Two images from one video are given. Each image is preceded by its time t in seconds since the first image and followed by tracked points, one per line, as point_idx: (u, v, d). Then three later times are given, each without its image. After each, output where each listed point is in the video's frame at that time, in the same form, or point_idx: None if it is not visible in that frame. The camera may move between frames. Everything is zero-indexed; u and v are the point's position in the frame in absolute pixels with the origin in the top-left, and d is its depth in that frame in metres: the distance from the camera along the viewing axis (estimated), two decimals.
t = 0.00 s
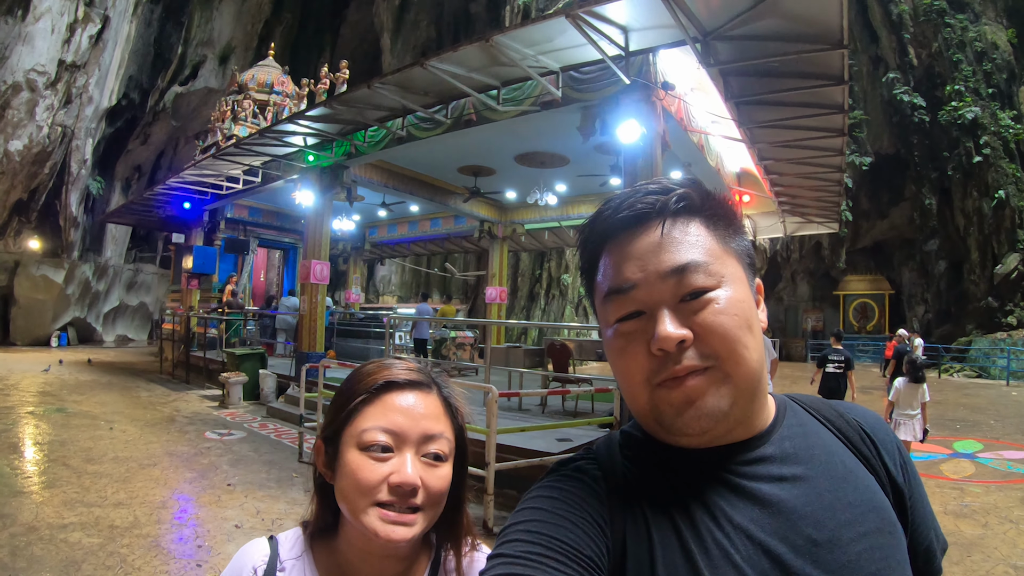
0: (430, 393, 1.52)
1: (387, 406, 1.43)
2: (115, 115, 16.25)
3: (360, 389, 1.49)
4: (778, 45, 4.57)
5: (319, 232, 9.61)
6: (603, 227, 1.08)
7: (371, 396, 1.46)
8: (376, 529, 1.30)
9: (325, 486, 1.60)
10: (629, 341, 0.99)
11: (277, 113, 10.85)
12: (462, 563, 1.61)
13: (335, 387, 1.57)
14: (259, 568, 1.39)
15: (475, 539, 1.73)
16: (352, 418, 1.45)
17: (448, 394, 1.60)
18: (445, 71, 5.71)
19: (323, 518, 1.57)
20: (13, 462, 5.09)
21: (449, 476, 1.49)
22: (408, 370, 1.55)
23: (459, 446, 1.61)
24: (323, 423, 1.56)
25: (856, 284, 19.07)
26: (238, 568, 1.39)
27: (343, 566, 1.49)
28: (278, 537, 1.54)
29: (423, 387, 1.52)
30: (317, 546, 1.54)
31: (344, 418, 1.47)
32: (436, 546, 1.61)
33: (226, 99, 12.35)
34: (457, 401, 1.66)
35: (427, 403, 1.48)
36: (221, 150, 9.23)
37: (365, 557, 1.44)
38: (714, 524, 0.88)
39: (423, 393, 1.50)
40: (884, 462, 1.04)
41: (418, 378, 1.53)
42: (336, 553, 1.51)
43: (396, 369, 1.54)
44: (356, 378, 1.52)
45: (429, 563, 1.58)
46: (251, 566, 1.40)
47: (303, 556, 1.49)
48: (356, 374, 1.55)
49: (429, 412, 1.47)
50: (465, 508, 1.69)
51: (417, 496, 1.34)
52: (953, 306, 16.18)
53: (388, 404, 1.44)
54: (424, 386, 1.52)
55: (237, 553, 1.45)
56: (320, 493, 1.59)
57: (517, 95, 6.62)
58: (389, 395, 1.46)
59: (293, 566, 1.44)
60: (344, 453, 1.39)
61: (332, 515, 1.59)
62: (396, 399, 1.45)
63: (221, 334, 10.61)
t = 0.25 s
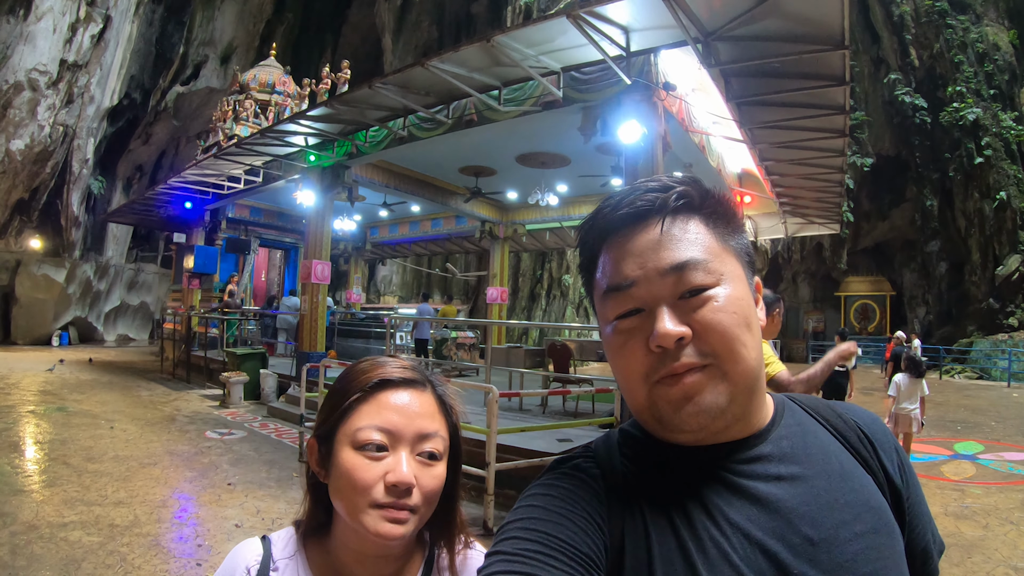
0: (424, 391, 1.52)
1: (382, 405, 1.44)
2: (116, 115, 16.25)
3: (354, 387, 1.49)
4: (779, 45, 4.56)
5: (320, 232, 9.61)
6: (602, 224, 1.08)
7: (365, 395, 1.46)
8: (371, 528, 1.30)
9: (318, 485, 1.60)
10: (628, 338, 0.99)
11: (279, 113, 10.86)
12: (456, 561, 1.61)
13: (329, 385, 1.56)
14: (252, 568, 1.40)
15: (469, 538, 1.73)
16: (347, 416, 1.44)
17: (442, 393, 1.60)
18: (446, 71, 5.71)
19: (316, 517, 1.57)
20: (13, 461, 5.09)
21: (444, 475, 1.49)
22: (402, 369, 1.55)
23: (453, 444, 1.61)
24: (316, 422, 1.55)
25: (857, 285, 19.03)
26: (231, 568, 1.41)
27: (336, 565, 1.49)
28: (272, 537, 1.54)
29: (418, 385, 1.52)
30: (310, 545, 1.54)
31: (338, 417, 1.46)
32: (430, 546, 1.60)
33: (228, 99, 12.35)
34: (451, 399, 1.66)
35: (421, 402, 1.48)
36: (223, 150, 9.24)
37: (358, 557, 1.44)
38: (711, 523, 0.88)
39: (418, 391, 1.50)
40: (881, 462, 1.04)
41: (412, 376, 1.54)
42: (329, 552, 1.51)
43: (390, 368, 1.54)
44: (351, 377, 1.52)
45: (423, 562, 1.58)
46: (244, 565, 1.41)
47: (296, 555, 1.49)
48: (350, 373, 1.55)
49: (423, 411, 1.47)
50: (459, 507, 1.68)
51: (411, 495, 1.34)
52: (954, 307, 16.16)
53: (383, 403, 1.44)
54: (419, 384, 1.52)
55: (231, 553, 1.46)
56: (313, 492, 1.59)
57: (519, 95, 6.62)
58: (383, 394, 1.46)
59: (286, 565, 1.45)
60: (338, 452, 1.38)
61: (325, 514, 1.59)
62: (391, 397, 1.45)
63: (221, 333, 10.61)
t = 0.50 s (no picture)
0: (422, 392, 1.52)
1: (379, 407, 1.43)
2: (117, 115, 16.24)
3: (352, 389, 1.49)
4: (780, 46, 4.56)
5: (320, 232, 9.61)
6: (602, 225, 1.08)
7: (363, 396, 1.46)
8: (367, 531, 1.30)
9: (317, 487, 1.59)
10: (626, 340, 0.98)
11: (279, 113, 10.86)
12: (454, 564, 1.61)
13: (326, 387, 1.56)
14: (249, 570, 1.39)
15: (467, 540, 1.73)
16: (344, 418, 1.44)
17: (440, 395, 1.60)
18: (447, 71, 5.71)
19: (314, 519, 1.58)
20: (13, 461, 5.09)
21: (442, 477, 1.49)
22: (400, 370, 1.55)
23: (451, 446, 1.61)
24: (314, 424, 1.55)
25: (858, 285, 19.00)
26: (228, 570, 1.40)
27: (334, 568, 1.49)
28: (269, 539, 1.54)
29: (416, 387, 1.52)
30: (307, 548, 1.54)
31: (335, 419, 1.46)
32: (428, 548, 1.60)
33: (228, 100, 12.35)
34: (449, 401, 1.66)
35: (419, 403, 1.48)
36: (223, 150, 9.24)
37: (356, 559, 1.43)
38: (711, 526, 0.87)
39: (415, 393, 1.50)
40: (880, 464, 1.04)
41: (410, 378, 1.53)
42: (327, 554, 1.51)
43: (388, 370, 1.54)
44: (348, 379, 1.52)
45: (421, 565, 1.57)
46: (241, 568, 1.40)
47: (294, 557, 1.49)
48: (348, 375, 1.55)
49: (421, 413, 1.47)
50: (457, 509, 1.68)
51: (409, 498, 1.34)
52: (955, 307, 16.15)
53: (380, 405, 1.44)
54: (417, 386, 1.52)
55: (228, 555, 1.45)
56: (311, 494, 1.58)
57: (519, 96, 6.63)
58: (381, 395, 1.46)
59: (284, 567, 1.44)
60: (336, 454, 1.38)
61: (323, 516, 1.59)
62: (388, 399, 1.45)
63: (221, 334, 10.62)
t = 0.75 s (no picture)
0: (425, 394, 1.52)
1: (382, 407, 1.43)
2: (115, 116, 16.22)
3: (354, 390, 1.49)
4: (779, 46, 4.56)
5: (320, 233, 9.60)
6: (604, 226, 1.08)
7: (366, 397, 1.46)
8: (371, 532, 1.29)
9: (319, 489, 1.59)
10: (628, 340, 0.99)
11: (279, 114, 10.85)
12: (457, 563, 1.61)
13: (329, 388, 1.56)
14: (251, 571, 1.39)
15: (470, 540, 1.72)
16: (347, 419, 1.44)
17: (442, 396, 1.60)
18: (446, 72, 5.71)
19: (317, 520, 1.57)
20: (13, 462, 5.09)
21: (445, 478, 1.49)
22: (403, 371, 1.55)
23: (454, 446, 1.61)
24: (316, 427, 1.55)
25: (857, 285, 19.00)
26: (231, 570, 1.39)
27: (338, 568, 1.48)
28: (271, 540, 1.53)
29: (418, 388, 1.52)
30: (310, 549, 1.54)
31: (337, 420, 1.46)
32: (430, 549, 1.59)
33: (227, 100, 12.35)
34: (452, 402, 1.66)
35: (422, 404, 1.48)
36: (222, 151, 9.24)
37: (358, 559, 1.43)
38: (713, 525, 0.88)
39: (418, 394, 1.50)
40: (883, 463, 1.04)
41: (412, 379, 1.54)
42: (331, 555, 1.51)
43: (390, 372, 1.54)
44: (351, 380, 1.52)
45: (424, 566, 1.56)
46: (243, 568, 1.40)
47: (296, 559, 1.49)
48: (351, 377, 1.55)
49: (424, 413, 1.47)
50: (460, 509, 1.67)
51: (413, 498, 1.33)
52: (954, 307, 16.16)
53: (383, 405, 1.44)
54: (419, 387, 1.52)
55: (230, 556, 1.45)
56: (313, 495, 1.58)
57: (518, 96, 6.64)
58: (383, 396, 1.46)
59: (287, 567, 1.45)
60: (339, 455, 1.38)
61: (325, 517, 1.59)
62: (391, 400, 1.45)
63: (221, 334, 10.61)
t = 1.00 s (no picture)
0: (432, 417, 1.48)
1: (389, 434, 1.40)
2: (114, 116, 16.19)
3: (363, 410, 1.44)
4: (777, 47, 4.57)
5: (319, 233, 9.60)
6: (604, 229, 1.08)
7: (372, 421, 1.41)
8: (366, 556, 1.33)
9: (312, 487, 1.58)
10: (628, 343, 0.99)
11: (277, 115, 10.84)
12: (448, 561, 1.62)
13: (334, 394, 1.51)
14: (243, 572, 1.37)
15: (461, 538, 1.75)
16: (351, 440, 1.41)
17: (449, 415, 1.57)
18: (445, 72, 5.72)
19: (309, 519, 1.57)
20: (11, 463, 5.07)
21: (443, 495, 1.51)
22: (412, 390, 1.50)
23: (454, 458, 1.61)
24: (317, 428, 1.52)
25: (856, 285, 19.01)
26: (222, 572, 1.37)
27: (332, 567, 1.50)
28: (261, 542, 1.52)
29: (426, 411, 1.48)
30: (301, 548, 1.54)
31: (341, 438, 1.43)
32: (421, 551, 1.61)
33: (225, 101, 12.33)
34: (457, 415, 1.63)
35: (429, 432, 1.45)
36: (220, 152, 9.22)
37: (351, 564, 1.47)
38: (714, 526, 0.88)
39: (425, 419, 1.46)
40: (885, 464, 1.04)
41: (423, 403, 1.49)
42: (323, 553, 1.52)
43: (401, 390, 1.49)
44: (358, 395, 1.47)
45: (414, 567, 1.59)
46: (234, 570, 1.38)
47: (289, 559, 1.48)
48: (358, 389, 1.49)
49: (431, 441, 1.44)
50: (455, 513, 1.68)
51: (410, 528, 1.35)
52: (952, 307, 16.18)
53: (389, 432, 1.40)
54: (429, 414, 1.48)
55: (220, 558, 1.43)
56: (306, 493, 1.57)
57: (516, 97, 6.63)
58: (390, 422, 1.42)
59: (279, 568, 1.44)
60: (342, 476, 1.38)
61: (318, 516, 1.58)
62: (397, 427, 1.41)
63: (219, 335, 10.59)
